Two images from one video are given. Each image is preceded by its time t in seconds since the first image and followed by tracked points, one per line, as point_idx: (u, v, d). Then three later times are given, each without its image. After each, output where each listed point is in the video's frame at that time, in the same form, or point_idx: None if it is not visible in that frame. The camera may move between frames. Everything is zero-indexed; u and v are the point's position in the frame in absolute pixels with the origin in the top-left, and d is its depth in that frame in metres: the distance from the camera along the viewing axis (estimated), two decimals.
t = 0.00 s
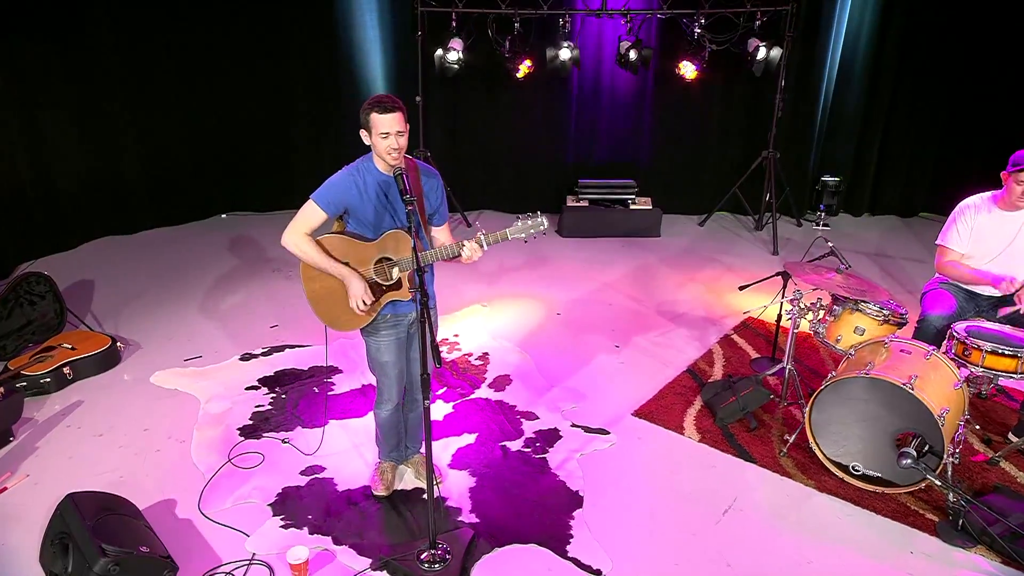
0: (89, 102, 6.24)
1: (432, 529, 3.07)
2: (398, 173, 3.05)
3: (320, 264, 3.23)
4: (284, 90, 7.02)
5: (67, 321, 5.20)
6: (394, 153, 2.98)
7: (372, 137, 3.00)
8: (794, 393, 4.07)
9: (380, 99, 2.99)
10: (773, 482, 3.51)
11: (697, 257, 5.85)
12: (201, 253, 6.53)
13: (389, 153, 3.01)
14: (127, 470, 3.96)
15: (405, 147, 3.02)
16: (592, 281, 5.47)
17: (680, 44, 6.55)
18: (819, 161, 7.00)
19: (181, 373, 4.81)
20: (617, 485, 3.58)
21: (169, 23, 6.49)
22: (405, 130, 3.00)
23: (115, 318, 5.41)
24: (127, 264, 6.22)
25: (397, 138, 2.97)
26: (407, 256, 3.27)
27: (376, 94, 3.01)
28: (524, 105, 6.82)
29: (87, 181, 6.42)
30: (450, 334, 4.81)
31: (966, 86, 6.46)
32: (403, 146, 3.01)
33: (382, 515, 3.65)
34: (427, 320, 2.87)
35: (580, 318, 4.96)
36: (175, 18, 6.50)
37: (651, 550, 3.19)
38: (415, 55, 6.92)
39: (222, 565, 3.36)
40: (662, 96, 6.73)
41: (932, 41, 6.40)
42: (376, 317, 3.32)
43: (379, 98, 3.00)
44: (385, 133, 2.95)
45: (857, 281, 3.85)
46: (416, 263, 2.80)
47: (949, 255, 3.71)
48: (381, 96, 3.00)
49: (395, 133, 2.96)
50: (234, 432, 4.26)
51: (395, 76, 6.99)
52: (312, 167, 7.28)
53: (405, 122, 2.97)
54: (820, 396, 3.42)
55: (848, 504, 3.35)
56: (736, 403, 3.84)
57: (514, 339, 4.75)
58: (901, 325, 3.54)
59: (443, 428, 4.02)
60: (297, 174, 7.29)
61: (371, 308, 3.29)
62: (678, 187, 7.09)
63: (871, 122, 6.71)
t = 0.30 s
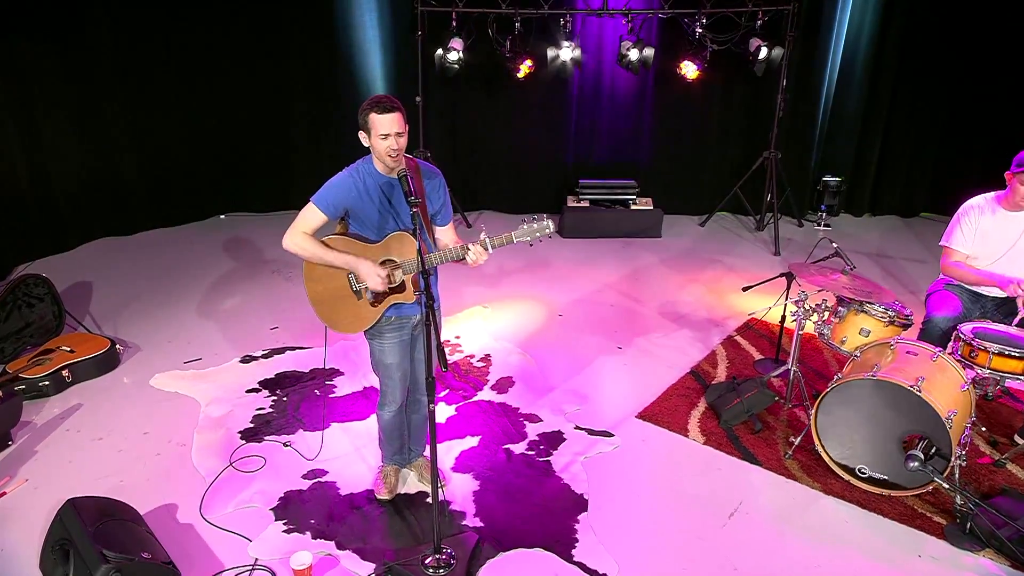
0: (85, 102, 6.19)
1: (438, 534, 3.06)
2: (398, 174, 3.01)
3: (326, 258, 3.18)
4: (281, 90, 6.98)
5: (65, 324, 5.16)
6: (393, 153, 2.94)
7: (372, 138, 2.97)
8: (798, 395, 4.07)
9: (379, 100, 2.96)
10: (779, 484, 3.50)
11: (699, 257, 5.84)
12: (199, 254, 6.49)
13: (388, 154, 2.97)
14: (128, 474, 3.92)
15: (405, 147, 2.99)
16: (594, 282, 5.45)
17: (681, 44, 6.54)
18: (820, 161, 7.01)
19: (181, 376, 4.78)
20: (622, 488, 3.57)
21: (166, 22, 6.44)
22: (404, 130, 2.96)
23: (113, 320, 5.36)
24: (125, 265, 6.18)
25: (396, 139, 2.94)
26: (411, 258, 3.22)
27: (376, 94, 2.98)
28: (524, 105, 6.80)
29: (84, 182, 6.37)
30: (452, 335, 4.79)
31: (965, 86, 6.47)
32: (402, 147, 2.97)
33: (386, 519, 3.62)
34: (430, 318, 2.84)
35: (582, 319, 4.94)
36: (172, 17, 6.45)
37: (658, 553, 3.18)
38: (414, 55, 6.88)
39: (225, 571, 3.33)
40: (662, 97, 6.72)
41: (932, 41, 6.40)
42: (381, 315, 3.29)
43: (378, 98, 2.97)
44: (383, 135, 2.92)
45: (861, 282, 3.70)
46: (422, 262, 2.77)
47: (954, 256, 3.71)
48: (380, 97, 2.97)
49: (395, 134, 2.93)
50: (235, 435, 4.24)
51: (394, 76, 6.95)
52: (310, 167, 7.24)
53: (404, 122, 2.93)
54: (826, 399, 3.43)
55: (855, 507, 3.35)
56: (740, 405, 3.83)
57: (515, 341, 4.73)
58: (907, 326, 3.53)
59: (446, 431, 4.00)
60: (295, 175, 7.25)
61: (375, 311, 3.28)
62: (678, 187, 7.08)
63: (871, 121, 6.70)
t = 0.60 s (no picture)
0: (80, 102, 6.11)
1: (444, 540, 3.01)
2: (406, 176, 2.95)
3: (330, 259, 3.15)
4: (279, 89, 6.90)
5: (61, 326, 5.09)
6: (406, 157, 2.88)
7: (381, 141, 2.90)
8: (805, 397, 4.04)
9: (389, 104, 2.90)
10: (787, 488, 3.47)
11: (702, 257, 5.80)
12: (196, 255, 6.42)
13: (399, 159, 2.91)
14: (126, 480, 3.86)
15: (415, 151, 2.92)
16: (597, 283, 5.41)
17: (684, 43, 6.49)
18: (823, 161, 6.98)
19: (179, 378, 4.72)
20: (628, 492, 3.53)
21: (162, 19, 6.36)
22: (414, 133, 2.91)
23: (110, 323, 5.30)
24: (121, 266, 6.11)
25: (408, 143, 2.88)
26: (415, 259, 3.14)
27: (382, 96, 2.92)
28: (525, 104, 6.75)
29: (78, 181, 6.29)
30: (454, 337, 4.74)
31: (969, 84, 6.46)
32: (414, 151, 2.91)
33: (389, 525, 3.58)
34: (434, 325, 2.80)
35: (585, 321, 4.90)
36: (168, 14, 6.37)
37: (667, 559, 3.14)
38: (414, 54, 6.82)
39: None
40: (665, 95, 6.68)
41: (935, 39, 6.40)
42: (384, 317, 3.22)
43: (387, 102, 2.92)
44: (395, 139, 2.86)
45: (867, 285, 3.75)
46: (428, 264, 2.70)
47: (961, 255, 3.67)
48: (389, 99, 2.92)
49: (407, 138, 2.87)
50: (235, 439, 4.18)
51: (393, 74, 6.88)
52: (308, 166, 7.18)
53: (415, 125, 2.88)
54: (835, 402, 3.41)
55: (865, 512, 3.32)
56: (747, 408, 3.79)
57: (518, 343, 4.69)
58: (915, 328, 3.50)
59: (449, 435, 3.95)
60: (293, 174, 7.19)
61: (377, 314, 3.21)
62: (679, 186, 7.05)
63: (875, 120, 6.68)
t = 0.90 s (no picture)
0: (72, 100, 6.03)
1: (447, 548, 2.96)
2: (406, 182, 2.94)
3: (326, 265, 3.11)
4: (275, 88, 6.83)
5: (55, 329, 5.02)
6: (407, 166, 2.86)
7: (382, 148, 2.85)
8: (812, 400, 4.01)
9: (388, 109, 2.83)
10: (795, 493, 3.44)
11: (704, 258, 5.77)
12: (192, 257, 6.36)
13: (400, 165, 2.89)
14: (123, 485, 3.80)
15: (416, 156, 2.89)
16: (598, 284, 5.37)
17: (686, 41, 6.43)
18: (826, 161, 6.95)
19: (176, 382, 4.66)
20: (633, 496, 3.49)
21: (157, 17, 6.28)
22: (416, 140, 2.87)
23: (105, 325, 5.23)
24: (116, 268, 6.04)
25: (410, 150, 2.84)
26: (418, 265, 3.05)
27: (381, 102, 2.85)
28: (524, 103, 6.70)
29: (72, 181, 6.21)
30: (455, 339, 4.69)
31: (972, 82, 6.43)
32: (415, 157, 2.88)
33: (391, 531, 3.52)
34: (439, 330, 2.75)
35: (588, 322, 4.86)
36: (163, 12, 6.30)
37: (674, 564, 3.10)
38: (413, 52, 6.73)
39: None
40: (666, 93, 6.64)
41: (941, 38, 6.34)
42: (385, 325, 3.15)
43: (387, 108, 2.84)
44: (398, 147, 2.82)
45: (878, 285, 3.66)
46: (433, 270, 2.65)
47: (971, 257, 3.63)
48: (388, 105, 2.84)
49: (409, 145, 2.83)
50: (233, 444, 4.12)
51: (391, 73, 6.80)
52: (305, 166, 7.11)
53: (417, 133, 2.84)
54: (842, 404, 3.39)
55: (874, 516, 3.29)
56: (753, 411, 3.76)
57: (519, 345, 4.64)
58: (923, 329, 3.47)
59: (451, 438, 3.90)
60: (290, 174, 7.12)
61: (379, 322, 3.12)
62: (679, 186, 7.01)
63: (879, 119, 6.65)
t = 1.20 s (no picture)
0: (62, 99, 5.93)
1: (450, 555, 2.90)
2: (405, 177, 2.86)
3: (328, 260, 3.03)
4: (269, 86, 6.75)
5: (47, 332, 4.94)
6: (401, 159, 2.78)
7: (377, 142, 2.78)
8: (816, 401, 3.97)
9: (383, 101, 2.76)
10: (799, 496, 3.40)
11: (704, 257, 5.74)
12: (186, 258, 6.28)
13: (395, 159, 2.81)
14: (118, 491, 3.73)
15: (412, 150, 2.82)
16: (598, 284, 5.33)
17: (686, 38, 6.41)
18: (826, 159, 6.95)
19: (171, 386, 4.58)
20: (636, 500, 3.45)
21: (149, 14, 6.20)
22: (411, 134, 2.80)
23: (98, 328, 5.15)
24: (108, 269, 5.95)
25: (405, 144, 2.77)
26: (419, 260, 3.00)
27: (376, 94, 2.78)
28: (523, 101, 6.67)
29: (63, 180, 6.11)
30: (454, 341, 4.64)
31: (971, 80, 6.42)
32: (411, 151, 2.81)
33: (391, 537, 3.47)
34: (441, 328, 2.65)
35: (589, 323, 4.81)
36: (155, 9, 6.22)
37: (679, 569, 3.07)
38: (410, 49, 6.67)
39: None
40: (665, 91, 6.62)
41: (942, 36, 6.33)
42: (385, 321, 3.08)
43: (382, 100, 2.77)
44: (393, 140, 2.75)
45: (883, 286, 3.62)
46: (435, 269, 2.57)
47: (976, 247, 3.63)
48: (383, 97, 2.78)
49: (403, 138, 2.76)
50: (229, 448, 4.06)
51: (387, 70, 6.73)
52: (299, 165, 7.03)
53: (412, 126, 2.77)
54: (848, 407, 3.36)
55: (881, 520, 3.26)
56: (756, 413, 3.74)
57: (519, 346, 4.60)
58: (929, 330, 3.45)
59: (451, 442, 3.86)
60: (286, 173, 7.05)
61: (380, 317, 3.08)
62: (679, 184, 6.99)
63: (880, 118, 6.64)
